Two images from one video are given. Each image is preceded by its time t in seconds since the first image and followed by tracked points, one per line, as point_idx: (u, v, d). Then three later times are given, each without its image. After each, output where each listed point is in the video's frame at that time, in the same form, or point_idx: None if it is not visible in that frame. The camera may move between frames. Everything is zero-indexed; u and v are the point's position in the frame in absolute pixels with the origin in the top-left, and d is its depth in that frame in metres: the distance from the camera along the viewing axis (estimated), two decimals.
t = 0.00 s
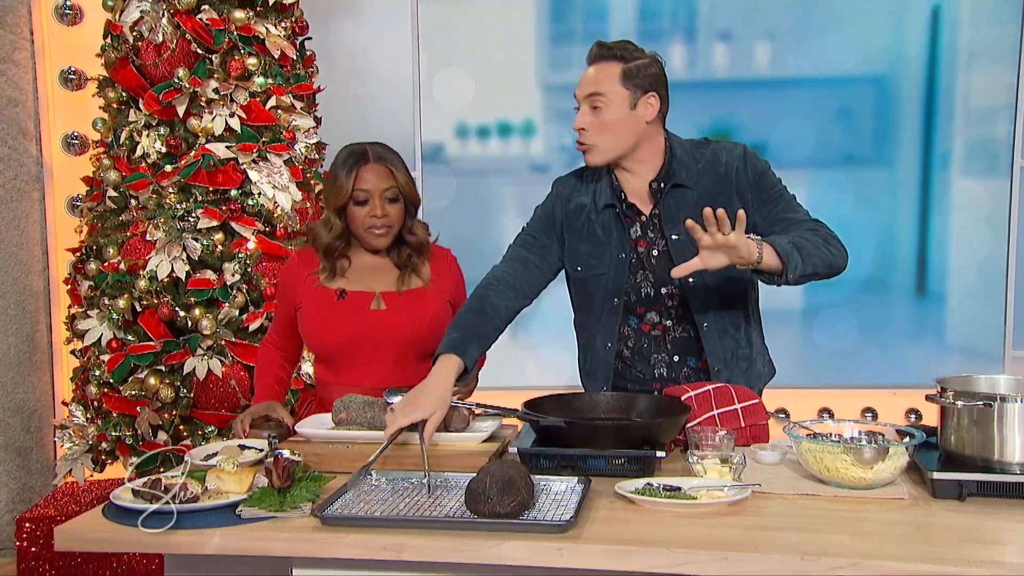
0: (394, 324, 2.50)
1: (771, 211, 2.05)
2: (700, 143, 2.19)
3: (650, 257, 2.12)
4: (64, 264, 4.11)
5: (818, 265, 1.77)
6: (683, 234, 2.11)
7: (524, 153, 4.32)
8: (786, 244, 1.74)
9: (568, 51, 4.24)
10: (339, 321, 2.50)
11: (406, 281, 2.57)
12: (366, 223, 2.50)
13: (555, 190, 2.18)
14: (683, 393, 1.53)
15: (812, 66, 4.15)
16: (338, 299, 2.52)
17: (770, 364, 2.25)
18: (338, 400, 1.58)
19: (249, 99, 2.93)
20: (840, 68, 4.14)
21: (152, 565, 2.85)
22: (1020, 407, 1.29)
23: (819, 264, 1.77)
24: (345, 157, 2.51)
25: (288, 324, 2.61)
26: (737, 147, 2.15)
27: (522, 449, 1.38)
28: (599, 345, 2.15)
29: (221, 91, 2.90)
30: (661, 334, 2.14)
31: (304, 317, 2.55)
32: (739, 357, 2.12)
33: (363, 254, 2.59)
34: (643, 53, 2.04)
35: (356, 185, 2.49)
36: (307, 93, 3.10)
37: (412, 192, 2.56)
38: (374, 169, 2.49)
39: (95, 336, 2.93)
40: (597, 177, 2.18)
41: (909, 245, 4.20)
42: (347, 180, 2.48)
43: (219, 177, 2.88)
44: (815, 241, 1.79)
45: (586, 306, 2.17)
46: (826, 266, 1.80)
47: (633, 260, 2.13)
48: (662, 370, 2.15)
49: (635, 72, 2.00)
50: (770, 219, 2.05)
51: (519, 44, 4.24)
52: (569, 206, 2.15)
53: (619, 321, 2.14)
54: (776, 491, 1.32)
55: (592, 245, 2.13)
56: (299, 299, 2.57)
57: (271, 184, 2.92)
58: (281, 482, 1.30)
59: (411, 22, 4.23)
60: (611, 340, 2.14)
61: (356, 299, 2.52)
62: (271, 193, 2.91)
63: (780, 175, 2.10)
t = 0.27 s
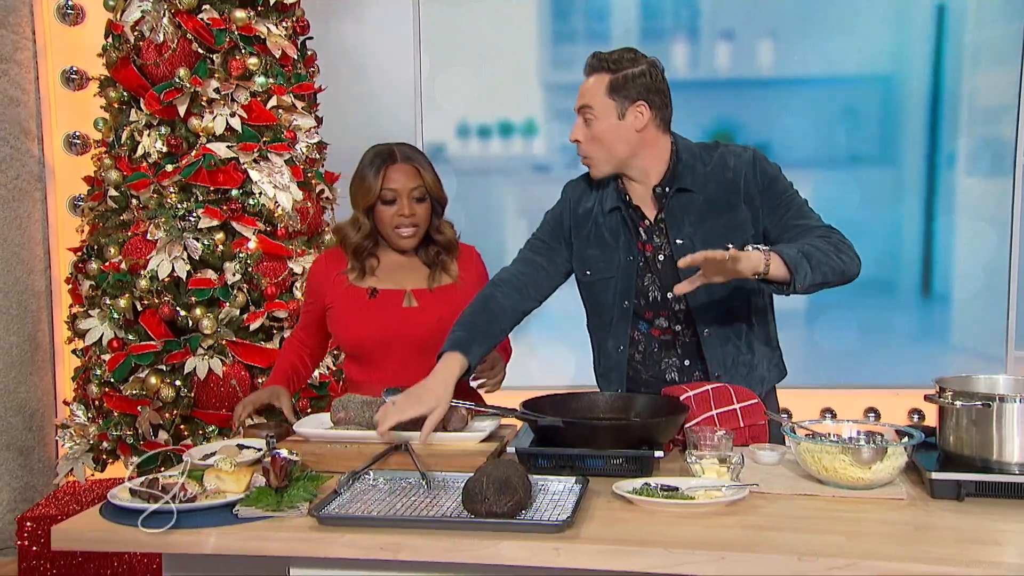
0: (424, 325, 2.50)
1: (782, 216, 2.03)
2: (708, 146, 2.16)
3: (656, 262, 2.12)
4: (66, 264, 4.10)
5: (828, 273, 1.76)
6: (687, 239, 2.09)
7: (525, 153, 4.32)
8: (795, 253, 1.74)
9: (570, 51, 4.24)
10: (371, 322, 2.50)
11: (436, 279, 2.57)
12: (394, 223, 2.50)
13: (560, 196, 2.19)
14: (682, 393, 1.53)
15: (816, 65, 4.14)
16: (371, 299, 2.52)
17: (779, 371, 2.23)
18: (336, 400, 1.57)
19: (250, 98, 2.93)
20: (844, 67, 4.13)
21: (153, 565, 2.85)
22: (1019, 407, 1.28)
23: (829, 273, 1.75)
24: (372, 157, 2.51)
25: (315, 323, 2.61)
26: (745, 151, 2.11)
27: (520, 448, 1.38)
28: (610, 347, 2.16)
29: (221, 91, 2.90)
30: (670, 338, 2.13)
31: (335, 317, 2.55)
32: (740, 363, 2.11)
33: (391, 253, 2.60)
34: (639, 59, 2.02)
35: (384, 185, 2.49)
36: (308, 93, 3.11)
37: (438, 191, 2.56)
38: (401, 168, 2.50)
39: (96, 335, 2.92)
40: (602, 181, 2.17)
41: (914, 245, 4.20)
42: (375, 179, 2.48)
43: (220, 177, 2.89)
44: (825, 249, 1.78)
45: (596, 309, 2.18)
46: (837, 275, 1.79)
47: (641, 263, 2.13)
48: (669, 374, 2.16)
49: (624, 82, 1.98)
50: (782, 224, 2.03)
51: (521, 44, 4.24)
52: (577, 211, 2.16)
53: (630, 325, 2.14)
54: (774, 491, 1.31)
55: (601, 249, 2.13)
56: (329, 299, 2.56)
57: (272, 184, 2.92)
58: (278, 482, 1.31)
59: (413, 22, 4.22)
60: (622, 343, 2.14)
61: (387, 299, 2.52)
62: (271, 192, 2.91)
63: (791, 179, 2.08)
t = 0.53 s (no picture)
0: (436, 327, 2.50)
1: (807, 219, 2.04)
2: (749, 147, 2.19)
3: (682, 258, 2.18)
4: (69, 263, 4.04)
5: (843, 272, 1.82)
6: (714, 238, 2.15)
7: (527, 153, 4.33)
8: (808, 252, 1.79)
9: (571, 51, 4.24)
10: (385, 320, 2.51)
11: (454, 280, 2.58)
12: (416, 221, 2.48)
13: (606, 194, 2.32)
14: (680, 393, 1.52)
15: (820, 64, 4.14)
16: (388, 297, 2.53)
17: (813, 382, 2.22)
18: (334, 400, 1.58)
19: (251, 98, 2.94)
20: (847, 67, 4.13)
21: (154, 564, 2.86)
22: (1017, 407, 1.28)
23: (842, 271, 1.81)
24: (394, 155, 2.47)
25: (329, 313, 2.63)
26: (782, 154, 2.14)
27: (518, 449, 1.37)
28: (629, 342, 2.22)
29: (222, 91, 2.90)
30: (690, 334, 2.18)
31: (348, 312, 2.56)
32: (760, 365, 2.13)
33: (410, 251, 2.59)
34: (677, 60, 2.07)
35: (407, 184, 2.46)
36: (308, 92, 3.11)
37: (460, 189, 2.55)
38: (424, 167, 2.47)
39: (98, 335, 2.91)
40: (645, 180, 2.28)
41: (918, 245, 4.19)
42: (398, 179, 2.45)
43: (221, 176, 2.89)
44: (841, 248, 1.83)
45: (622, 303, 2.25)
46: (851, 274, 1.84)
47: (666, 259, 2.20)
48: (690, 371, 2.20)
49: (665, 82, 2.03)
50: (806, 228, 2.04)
51: (523, 43, 4.24)
52: (615, 207, 2.28)
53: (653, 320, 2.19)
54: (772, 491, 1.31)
55: (631, 244, 2.23)
56: (344, 295, 2.58)
57: (273, 184, 2.92)
58: (275, 482, 1.30)
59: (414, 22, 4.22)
60: (640, 338, 2.20)
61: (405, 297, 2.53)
62: (272, 192, 2.91)
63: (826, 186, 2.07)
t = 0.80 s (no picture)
0: (450, 330, 2.52)
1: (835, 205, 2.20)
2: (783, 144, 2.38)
3: (715, 247, 2.35)
4: (68, 263, 4.08)
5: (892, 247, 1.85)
6: (749, 226, 2.31)
7: (528, 152, 4.33)
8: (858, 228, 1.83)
9: (572, 50, 4.24)
10: (397, 325, 2.49)
11: (459, 282, 2.63)
12: (426, 222, 2.51)
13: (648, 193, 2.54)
14: (677, 393, 1.52)
15: (822, 64, 4.13)
16: (399, 303, 2.51)
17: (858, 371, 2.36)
18: (332, 399, 1.58)
19: (251, 98, 2.94)
20: (849, 66, 4.12)
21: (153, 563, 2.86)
22: (1015, 407, 1.28)
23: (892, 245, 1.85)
24: (405, 156, 2.48)
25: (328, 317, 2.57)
26: (816, 148, 2.32)
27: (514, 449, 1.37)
28: (669, 332, 2.40)
29: (222, 91, 2.91)
30: (728, 322, 2.33)
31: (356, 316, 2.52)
32: (805, 350, 2.28)
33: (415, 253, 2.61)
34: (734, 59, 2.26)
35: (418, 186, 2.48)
36: (308, 92, 3.12)
37: (465, 190, 2.59)
38: (435, 169, 2.49)
39: (97, 334, 2.92)
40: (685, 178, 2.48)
41: (922, 244, 4.20)
42: (410, 181, 2.47)
43: (221, 176, 2.89)
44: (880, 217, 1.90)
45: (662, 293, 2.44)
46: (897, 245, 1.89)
47: (699, 250, 2.37)
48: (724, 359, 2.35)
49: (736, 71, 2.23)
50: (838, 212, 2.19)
51: (524, 42, 4.24)
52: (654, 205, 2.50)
53: (689, 310, 2.38)
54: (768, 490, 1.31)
55: (667, 238, 2.44)
56: (350, 298, 2.54)
57: (273, 183, 2.92)
58: (271, 482, 1.31)
59: (415, 21, 4.22)
60: (680, 327, 2.38)
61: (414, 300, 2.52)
62: (272, 192, 2.92)
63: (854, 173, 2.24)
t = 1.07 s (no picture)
0: (477, 323, 2.57)
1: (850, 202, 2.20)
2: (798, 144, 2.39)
3: (728, 244, 2.37)
4: (68, 263, 4.05)
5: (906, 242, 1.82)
6: (761, 223, 2.32)
7: (528, 151, 4.33)
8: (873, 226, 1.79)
9: (572, 50, 4.24)
10: (426, 319, 2.53)
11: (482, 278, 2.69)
12: (449, 220, 2.57)
13: (666, 197, 2.59)
14: (675, 392, 1.51)
15: (824, 63, 4.13)
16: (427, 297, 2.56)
17: (887, 368, 2.30)
18: (328, 399, 1.58)
19: (249, 97, 2.94)
20: (850, 66, 4.12)
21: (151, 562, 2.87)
22: (1011, 407, 1.27)
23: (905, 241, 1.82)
24: (429, 156, 2.55)
25: (355, 312, 2.60)
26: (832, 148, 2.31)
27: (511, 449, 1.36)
28: (684, 331, 2.44)
29: (220, 90, 2.90)
30: (739, 320, 2.36)
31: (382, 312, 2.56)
32: (820, 346, 2.28)
33: (438, 251, 2.66)
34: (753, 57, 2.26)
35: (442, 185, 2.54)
36: (307, 92, 3.14)
37: (486, 188, 2.66)
38: (459, 167, 2.56)
39: (96, 333, 2.93)
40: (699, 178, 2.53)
41: (925, 244, 4.20)
42: (434, 180, 2.52)
43: (219, 175, 2.88)
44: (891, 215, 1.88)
45: (677, 294, 2.48)
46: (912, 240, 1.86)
47: (712, 248, 2.41)
48: (735, 355, 2.36)
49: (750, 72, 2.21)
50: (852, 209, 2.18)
51: (524, 42, 4.24)
52: (669, 206, 2.54)
53: (701, 308, 2.41)
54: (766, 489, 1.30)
55: (681, 238, 2.47)
56: (375, 295, 2.58)
57: (271, 182, 2.92)
58: (267, 481, 1.32)
59: (414, 20, 4.21)
60: (693, 326, 2.42)
61: (440, 295, 2.57)
62: (270, 191, 2.92)
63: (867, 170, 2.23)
